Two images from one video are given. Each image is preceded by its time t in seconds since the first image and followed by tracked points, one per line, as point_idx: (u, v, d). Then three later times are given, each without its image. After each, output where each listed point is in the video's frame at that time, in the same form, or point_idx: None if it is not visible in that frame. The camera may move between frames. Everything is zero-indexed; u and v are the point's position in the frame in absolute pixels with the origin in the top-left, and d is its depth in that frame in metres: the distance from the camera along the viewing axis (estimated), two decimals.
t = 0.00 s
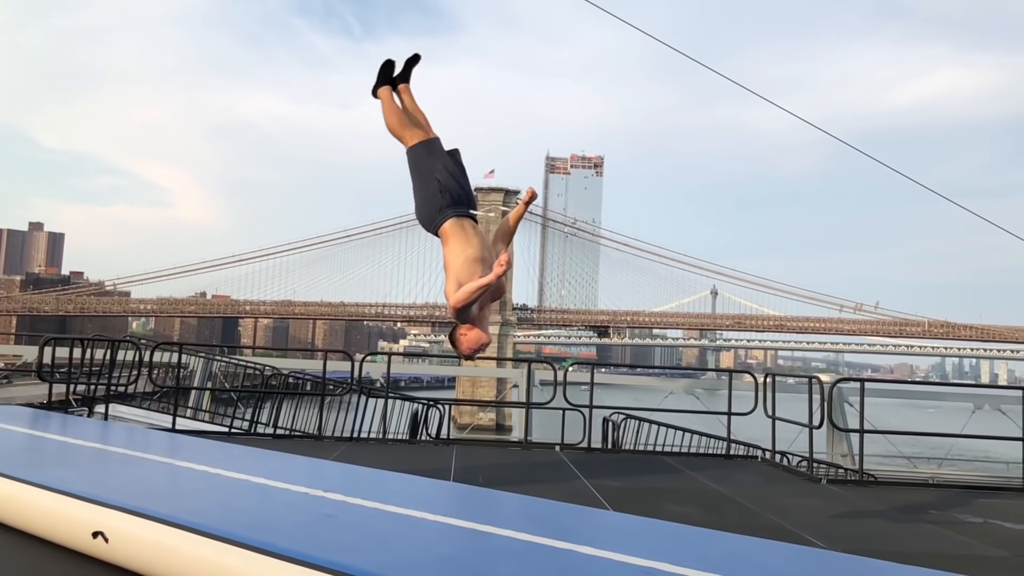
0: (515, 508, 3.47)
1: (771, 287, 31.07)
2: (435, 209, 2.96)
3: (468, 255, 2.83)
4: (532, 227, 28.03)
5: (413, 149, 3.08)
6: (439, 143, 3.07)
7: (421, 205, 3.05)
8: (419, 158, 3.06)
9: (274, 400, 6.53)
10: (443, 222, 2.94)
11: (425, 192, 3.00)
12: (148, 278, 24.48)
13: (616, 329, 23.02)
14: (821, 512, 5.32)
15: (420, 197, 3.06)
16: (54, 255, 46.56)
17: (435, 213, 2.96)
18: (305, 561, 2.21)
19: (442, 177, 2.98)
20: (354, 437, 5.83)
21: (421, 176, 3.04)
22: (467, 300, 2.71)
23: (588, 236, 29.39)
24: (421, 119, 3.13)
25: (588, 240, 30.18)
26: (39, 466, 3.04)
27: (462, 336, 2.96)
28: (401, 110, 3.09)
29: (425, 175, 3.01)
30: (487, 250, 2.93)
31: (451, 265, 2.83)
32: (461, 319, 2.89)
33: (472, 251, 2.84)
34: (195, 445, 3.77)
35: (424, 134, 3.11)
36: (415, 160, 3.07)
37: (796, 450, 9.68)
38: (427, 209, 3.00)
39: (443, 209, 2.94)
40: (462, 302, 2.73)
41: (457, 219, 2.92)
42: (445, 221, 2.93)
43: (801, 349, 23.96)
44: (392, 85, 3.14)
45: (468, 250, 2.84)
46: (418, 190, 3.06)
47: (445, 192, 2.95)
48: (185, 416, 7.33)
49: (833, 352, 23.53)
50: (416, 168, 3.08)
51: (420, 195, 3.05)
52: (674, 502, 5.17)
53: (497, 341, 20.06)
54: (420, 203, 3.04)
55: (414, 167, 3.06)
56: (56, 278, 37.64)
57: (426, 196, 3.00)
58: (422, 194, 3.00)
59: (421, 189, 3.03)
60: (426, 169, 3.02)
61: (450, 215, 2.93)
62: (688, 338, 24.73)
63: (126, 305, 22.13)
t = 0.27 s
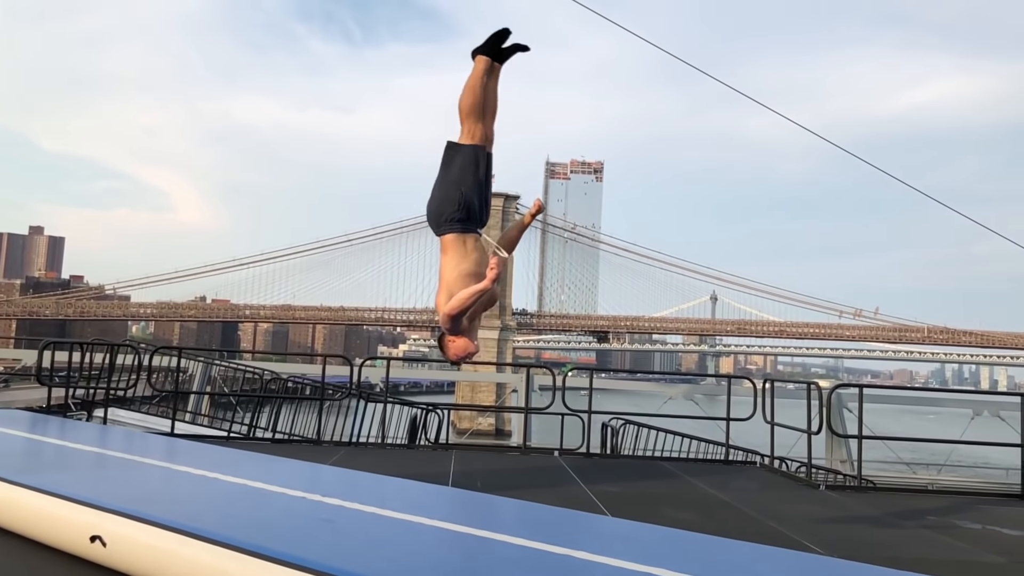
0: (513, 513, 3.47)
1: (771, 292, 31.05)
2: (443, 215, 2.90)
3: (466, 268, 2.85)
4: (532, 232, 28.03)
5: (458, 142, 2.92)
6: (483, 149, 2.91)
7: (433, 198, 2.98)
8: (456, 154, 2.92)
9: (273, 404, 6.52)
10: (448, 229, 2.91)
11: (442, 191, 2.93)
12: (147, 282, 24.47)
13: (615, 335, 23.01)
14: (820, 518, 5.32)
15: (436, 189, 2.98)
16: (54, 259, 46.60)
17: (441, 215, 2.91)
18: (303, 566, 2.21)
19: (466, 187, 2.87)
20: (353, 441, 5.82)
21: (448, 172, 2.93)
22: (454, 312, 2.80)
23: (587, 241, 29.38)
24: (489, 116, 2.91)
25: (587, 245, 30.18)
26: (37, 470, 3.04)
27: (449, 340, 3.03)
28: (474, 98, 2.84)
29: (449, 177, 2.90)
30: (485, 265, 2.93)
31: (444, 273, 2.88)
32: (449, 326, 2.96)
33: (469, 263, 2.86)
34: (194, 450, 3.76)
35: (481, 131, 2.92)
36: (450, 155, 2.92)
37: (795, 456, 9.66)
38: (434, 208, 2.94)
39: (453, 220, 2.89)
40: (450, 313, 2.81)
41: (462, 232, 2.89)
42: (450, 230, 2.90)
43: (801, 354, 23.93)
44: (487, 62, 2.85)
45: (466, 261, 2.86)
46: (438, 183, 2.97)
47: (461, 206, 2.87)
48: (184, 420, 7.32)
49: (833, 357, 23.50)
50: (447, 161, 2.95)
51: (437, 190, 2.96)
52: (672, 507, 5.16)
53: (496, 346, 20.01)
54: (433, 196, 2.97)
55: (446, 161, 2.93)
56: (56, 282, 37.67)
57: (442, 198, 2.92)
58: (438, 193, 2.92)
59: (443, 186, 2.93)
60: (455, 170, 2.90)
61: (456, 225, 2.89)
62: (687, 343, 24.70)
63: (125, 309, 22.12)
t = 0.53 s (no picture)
0: (512, 517, 3.46)
1: (772, 296, 31.01)
2: (451, 220, 2.83)
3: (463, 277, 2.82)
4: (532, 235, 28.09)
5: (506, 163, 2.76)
6: (524, 184, 2.74)
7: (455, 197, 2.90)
8: (497, 174, 2.77)
9: (272, 408, 6.51)
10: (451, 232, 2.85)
11: (464, 198, 2.83)
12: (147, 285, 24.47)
13: (616, 339, 22.99)
14: (820, 523, 5.30)
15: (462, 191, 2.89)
16: (54, 261, 46.56)
17: (453, 220, 2.83)
18: (304, 570, 2.21)
19: (485, 209, 2.76)
20: (352, 445, 5.81)
21: (478, 183, 2.82)
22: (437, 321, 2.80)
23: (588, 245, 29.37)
24: (552, 157, 2.66)
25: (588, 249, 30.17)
26: (36, 472, 3.04)
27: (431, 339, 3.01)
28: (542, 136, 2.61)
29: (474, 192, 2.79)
30: (480, 276, 2.88)
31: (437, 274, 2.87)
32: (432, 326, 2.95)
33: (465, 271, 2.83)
34: (193, 453, 3.76)
35: (537, 166, 2.70)
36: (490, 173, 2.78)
37: (795, 460, 9.64)
38: (450, 208, 2.87)
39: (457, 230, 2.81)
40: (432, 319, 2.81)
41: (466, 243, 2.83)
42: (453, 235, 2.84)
43: (802, 359, 23.90)
44: (585, 109, 2.54)
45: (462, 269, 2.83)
46: (467, 188, 2.87)
47: (473, 224, 2.77)
48: (183, 423, 7.31)
49: (834, 362, 23.46)
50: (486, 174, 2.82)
51: (460, 195, 2.87)
52: (672, 512, 5.15)
53: (496, 350, 19.95)
54: (455, 196, 2.89)
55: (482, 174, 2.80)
56: (57, 285, 37.67)
57: (460, 205, 2.83)
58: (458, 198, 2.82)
59: (468, 195, 2.82)
60: (487, 189, 2.78)
61: (462, 236, 2.82)
62: (688, 347, 24.68)
63: (125, 311, 22.11)
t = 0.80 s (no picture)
0: (508, 523, 3.45)
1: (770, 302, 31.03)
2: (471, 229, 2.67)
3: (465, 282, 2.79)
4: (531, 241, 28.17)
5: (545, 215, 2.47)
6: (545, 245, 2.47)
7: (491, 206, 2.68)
8: (528, 219, 2.49)
9: (270, 414, 6.51)
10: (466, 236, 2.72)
11: (495, 215, 2.61)
12: (145, 290, 24.46)
13: (614, 345, 22.99)
14: (817, 529, 5.30)
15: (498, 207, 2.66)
16: (52, 267, 46.55)
17: (469, 230, 2.64)
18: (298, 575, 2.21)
19: (498, 242, 2.56)
20: (349, 451, 5.81)
21: (514, 212, 2.55)
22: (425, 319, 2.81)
23: (586, 251, 29.40)
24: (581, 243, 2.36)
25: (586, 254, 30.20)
26: (32, 478, 3.03)
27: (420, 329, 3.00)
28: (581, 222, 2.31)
29: (499, 221, 2.56)
30: (479, 285, 2.83)
31: (440, 269, 2.83)
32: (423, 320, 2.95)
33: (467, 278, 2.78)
34: (190, 458, 3.76)
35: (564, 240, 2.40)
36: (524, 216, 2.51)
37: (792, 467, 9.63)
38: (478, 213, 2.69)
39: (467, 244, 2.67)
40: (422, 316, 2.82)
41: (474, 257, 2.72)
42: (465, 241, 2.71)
43: (800, 365, 23.89)
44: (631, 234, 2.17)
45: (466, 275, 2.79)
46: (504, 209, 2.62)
47: (483, 250, 2.59)
48: (181, 428, 7.31)
49: (832, 368, 23.46)
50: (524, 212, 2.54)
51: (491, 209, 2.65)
52: (669, 518, 5.14)
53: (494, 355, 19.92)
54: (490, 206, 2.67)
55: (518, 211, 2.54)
56: (55, 290, 37.65)
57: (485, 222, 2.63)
58: (485, 212, 2.62)
59: (495, 216, 2.60)
60: (512, 225, 2.52)
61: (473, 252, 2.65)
62: (686, 352, 24.67)
63: (123, 316, 22.09)
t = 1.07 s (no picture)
0: (503, 529, 3.46)
1: (766, 307, 31.08)
2: (503, 252, 2.90)
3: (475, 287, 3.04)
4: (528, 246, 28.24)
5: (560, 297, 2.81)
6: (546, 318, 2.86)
7: (527, 246, 2.92)
8: (550, 292, 2.83)
9: (265, 419, 6.52)
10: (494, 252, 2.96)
11: (525, 258, 2.87)
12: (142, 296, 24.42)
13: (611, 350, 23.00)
14: (812, 534, 5.31)
15: (532, 254, 2.91)
16: (49, 272, 46.49)
17: (501, 256, 2.89)
18: None
19: (514, 285, 2.85)
20: (345, 457, 5.81)
21: (544, 271, 2.85)
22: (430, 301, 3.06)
23: (583, 256, 29.46)
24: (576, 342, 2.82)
25: (583, 260, 30.25)
26: (27, 484, 3.03)
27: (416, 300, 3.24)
28: (583, 331, 2.77)
29: (525, 271, 2.84)
30: (482, 296, 3.14)
31: (453, 268, 3.07)
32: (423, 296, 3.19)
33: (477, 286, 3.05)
34: (185, 464, 3.76)
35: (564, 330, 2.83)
36: (544, 285, 2.83)
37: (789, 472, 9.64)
38: (513, 243, 2.92)
39: (493, 263, 2.92)
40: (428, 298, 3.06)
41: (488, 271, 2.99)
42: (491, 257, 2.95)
43: (797, 370, 23.91)
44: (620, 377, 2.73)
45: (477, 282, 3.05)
46: (536, 259, 2.89)
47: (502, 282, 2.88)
48: (176, 434, 7.31)
49: (829, 373, 23.50)
50: (546, 278, 2.84)
51: (525, 252, 2.89)
52: (664, 523, 5.15)
53: (491, 361, 19.90)
54: (526, 246, 2.91)
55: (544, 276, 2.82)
56: (51, 295, 37.59)
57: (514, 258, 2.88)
58: (520, 251, 2.87)
59: (525, 262, 2.87)
60: (535, 284, 2.83)
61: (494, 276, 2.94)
62: (683, 358, 24.70)
63: (120, 322, 22.05)
